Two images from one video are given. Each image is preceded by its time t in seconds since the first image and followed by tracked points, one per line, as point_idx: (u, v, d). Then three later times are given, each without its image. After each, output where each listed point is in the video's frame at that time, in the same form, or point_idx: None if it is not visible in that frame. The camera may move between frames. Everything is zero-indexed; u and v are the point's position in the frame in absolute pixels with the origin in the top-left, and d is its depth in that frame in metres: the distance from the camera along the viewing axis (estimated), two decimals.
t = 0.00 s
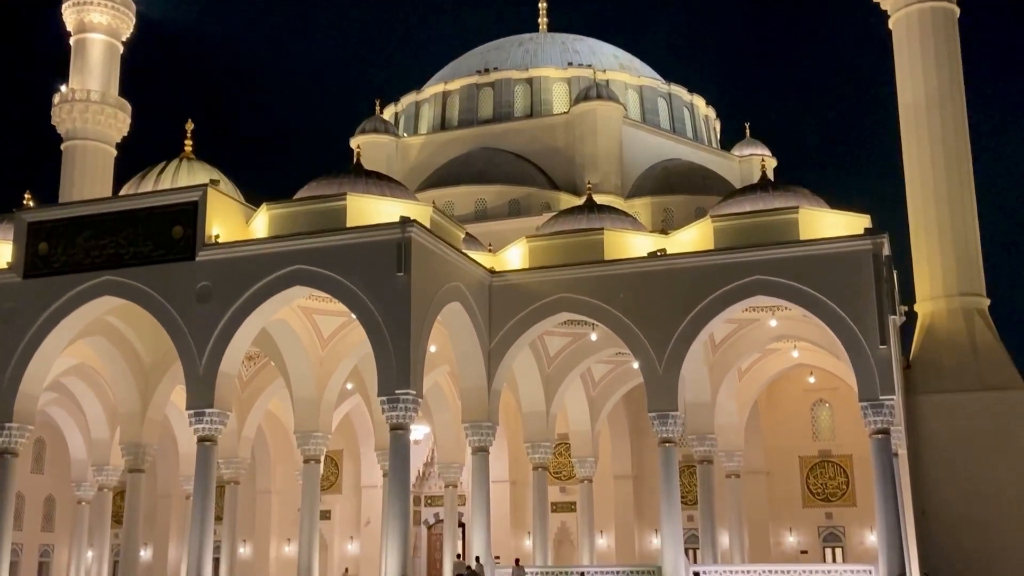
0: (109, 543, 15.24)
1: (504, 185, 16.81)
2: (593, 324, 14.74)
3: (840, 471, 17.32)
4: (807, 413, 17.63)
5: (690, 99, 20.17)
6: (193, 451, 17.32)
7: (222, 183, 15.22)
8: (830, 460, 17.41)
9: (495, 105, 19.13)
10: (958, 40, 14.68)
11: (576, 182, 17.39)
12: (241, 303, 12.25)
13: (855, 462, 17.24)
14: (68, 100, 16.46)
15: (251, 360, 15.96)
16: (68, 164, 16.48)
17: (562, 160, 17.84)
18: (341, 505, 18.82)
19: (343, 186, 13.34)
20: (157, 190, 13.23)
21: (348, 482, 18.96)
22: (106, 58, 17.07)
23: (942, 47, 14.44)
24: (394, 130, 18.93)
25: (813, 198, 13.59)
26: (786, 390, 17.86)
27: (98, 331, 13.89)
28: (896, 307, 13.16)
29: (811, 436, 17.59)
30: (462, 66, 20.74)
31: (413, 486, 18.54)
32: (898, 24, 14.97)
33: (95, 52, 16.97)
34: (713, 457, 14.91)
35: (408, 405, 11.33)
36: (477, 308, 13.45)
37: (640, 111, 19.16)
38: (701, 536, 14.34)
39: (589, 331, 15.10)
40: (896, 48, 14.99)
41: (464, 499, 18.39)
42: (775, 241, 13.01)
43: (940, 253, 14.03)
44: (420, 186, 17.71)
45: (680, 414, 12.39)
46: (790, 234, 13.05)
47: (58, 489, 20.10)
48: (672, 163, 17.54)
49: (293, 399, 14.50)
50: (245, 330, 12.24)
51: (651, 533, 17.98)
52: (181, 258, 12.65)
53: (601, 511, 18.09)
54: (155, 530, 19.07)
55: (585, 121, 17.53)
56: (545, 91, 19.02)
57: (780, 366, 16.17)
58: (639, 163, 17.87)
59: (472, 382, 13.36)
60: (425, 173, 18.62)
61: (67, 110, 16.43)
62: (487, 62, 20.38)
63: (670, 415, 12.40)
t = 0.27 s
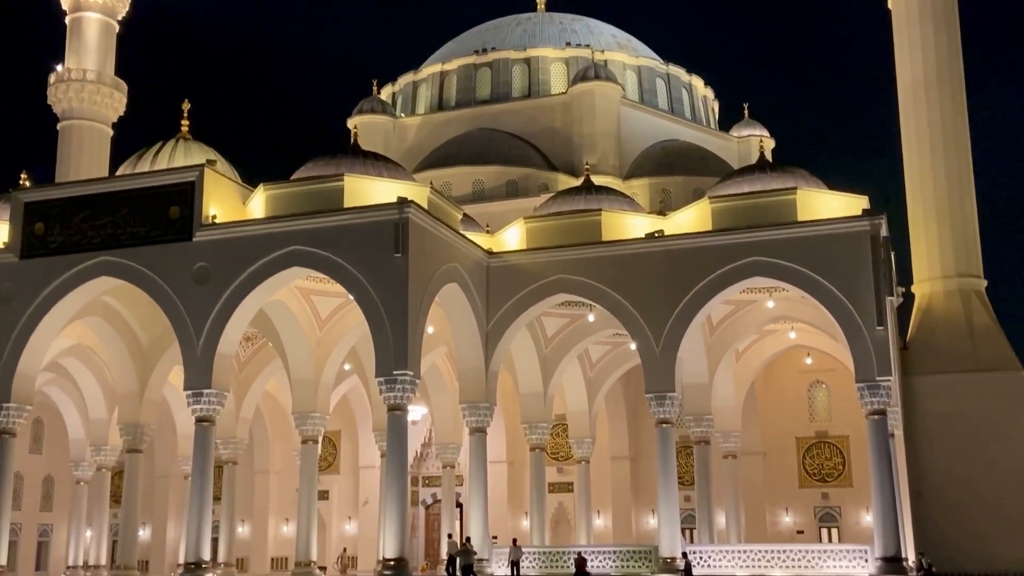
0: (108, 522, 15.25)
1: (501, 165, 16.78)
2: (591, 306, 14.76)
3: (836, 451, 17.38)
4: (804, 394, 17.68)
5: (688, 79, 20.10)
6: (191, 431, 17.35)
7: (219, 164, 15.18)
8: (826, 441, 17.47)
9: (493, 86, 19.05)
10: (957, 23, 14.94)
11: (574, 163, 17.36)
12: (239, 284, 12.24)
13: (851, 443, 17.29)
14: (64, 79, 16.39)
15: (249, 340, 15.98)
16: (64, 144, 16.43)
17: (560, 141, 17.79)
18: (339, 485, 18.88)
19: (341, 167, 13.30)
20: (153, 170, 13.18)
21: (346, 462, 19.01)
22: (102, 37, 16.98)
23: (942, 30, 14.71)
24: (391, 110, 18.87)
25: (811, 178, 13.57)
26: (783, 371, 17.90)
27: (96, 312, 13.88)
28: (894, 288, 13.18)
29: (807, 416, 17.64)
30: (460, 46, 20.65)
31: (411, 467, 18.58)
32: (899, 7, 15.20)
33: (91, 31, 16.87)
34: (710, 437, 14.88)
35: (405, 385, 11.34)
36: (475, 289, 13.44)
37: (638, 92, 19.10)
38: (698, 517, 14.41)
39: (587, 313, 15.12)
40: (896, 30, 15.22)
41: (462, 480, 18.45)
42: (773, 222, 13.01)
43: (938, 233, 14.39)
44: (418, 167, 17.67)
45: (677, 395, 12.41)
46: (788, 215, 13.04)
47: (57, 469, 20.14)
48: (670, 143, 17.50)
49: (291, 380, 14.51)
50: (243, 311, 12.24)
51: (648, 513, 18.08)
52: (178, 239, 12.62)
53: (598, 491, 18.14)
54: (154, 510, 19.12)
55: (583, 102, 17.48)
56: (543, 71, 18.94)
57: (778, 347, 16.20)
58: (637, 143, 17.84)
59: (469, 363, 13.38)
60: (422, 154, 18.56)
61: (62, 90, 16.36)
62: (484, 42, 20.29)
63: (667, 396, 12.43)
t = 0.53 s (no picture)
0: (107, 504, 15.32)
1: (500, 148, 16.73)
2: (589, 288, 14.75)
3: (834, 434, 17.43)
4: (802, 377, 17.71)
5: (687, 61, 20.04)
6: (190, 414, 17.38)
7: (216, 146, 15.14)
8: (824, 423, 17.51)
9: (491, 68, 18.97)
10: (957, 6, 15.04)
11: (572, 145, 17.32)
12: (237, 267, 12.23)
13: (849, 425, 17.33)
14: (61, 61, 16.33)
15: (248, 323, 15.99)
16: (61, 126, 16.38)
17: (559, 123, 17.74)
18: (338, 467, 18.93)
19: (339, 149, 13.26)
20: (151, 152, 13.13)
21: (345, 444, 19.05)
22: (99, 19, 16.90)
23: (943, 14, 14.81)
24: (390, 93, 18.81)
25: (811, 161, 13.54)
26: (782, 353, 17.93)
27: (94, 294, 13.88)
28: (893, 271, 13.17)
29: (806, 398, 17.67)
30: (459, 28, 20.56)
31: (410, 449, 18.61)
32: None
33: (87, 13, 16.79)
34: (708, 420, 14.79)
35: (404, 368, 11.35)
36: (474, 272, 13.43)
37: (637, 74, 19.03)
38: (696, 500, 14.46)
39: (585, 295, 15.11)
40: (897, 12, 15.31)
41: (461, 462, 18.50)
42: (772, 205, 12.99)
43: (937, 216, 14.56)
44: (416, 149, 17.63)
45: (675, 377, 12.43)
46: (787, 197, 13.03)
47: (56, 452, 20.18)
48: (669, 126, 17.46)
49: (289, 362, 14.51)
50: (241, 294, 12.23)
51: (646, 495, 18.13)
52: (176, 221, 12.60)
53: (596, 473, 18.20)
54: (153, 493, 19.17)
55: (582, 84, 17.42)
56: (541, 53, 18.86)
57: (776, 330, 16.22)
58: (636, 126, 17.79)
59: (468, 346, 13.39)
60: (421, 136, 18.52)
61: (59, 72, 16.30)
62: (483, 23, 20.20)
63: (666, 379, 12.45)
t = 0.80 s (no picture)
0: (109, 486, 15.37)
1: (500, 131, 16.70)
2: (590, 272, 14.75)
3: (833, 416, 17.46)
4: (802, 360, 17.73)
5: (688, 44, 19.98)
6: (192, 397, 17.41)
7: (217, 130, 15.11)
8: (824, 406, 17.54)
9: (492, 50, 18.91)
10: None
11: (573, 129, 17.28)
12: (237, 250, 12.23)
13: (849, 408, 17.37)
14: (60, 44, 16.29)
15: (249, 306, 16.01)
16: (61, 109, 16.36)
17: (559, 106, 17.70)
18: (339, 450, 18.98)
19: (339, 132, 13.23)
20: (151, 135, 13.10)
21: (346, 427, 19.11)
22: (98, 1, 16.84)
23: None
24: (390, 76, 18.76)
25: (812, 144, 13.51)
26: (782, 336, 17.94)
27: (96, 277, 13.89)
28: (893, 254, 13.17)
29: (805, 381, 17.69)
30: (459, 10, 20.48)
31: (410, 432, 18.65)
32: None
33: None
34: (708, 403, 14.93)
35: (405, 351, 11.37)
36: (474, 255, 13.42)
37: (638, 57, 18.97)
38: (696, 482, 14.52)
39: (586, 279, 15.10)
40: None
41: (461, 445, 18.54)
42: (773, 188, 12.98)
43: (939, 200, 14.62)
44: (416, 133, 17.60)
45: (676, 360, 12.46)
46: (788, 180, 13.01)
47: (58, 435, 20.23)
48: (670, 109, 17.42)
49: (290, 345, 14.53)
50: (242, 277, 12.24)
51: (646, 478, 18.17)
52: (176, 204, 12.59)
53: (597, 456, 18.25)
54: (155, 476, 19.23)
55: (583, 67, 17.36)
56: (542, 36, 18.80)
57: (777, 313, 16.22)
58: (637, 108, 17.76)
59: (468, 329, 13.40)
60: (421, 119, 18.48)
61: (59, 55, 16.27)
62: (483, 6, 20.12)
63: (666, 362, 12.48)
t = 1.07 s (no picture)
0: (113, 472, 15.41)
1: (502, 117, 16.67)
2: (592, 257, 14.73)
3: (836, 402, 17.48)
4: (804, 345, 17.74)
5: (691, 28, 19.90)
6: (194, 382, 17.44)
7: (218, 115, 15.09)
8: (826, 391, 17.56)
9: (494, 35, 18.84)
10: None
11: (575, 114, 17.24)
12: (239, 236, 12.22)
13: (851, 393, 17.38)
14: (60, 29, 16.25)
15: (251, 292, 16.03)
16: (62, 95, 16.32)
17: (562, 91, 17.65)
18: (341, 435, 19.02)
19: (341, 117, 13.20)
20: (152, 121, 13.07)
21: (349, 412, 19.15)
22: None
23: None
24: (391, 61, 18.71)
25: (815, 129, 13.47)
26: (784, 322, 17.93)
27: (98, 263, 13.90)
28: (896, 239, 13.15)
29: (808, 367, 17.70)
30: None
31: (413, 417, 18.68)
32: None
33: None
34: (711, 388, 14.90)
35: (407, 337, 11.39)
36: (476, 241, 13.42)
37: (640, 42, 18.89)
38: (698, 467, 14.55)
39: (588, 265, 15.09)
40: None
41: (464, 431, 18.58)
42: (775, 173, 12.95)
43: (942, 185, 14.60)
44: (418, 118, 17.57)
45: (678, 345, 12.46)
46: (791, 165, 12.98)
47: (61, 420, 20.27)
48: (673, 94, 17.37)
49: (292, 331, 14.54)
50: (244, 263, 12.24)
51: (648, 463, 18.19)
52: (178, 190, 12.58)
53: (599, 441, 18.28)
54: (158, 461, 19.28)
55: (585, 52, 17.30)
56: (544, 21, 18.72)
57: (779, 298, 16.22)
58: (639, 93, 17.71)
59: (471, 315, 13.41)
60: (423, 105, 18.43)
61: (59, 40, 16.23)
62: None
63: (668, 347, 12.48)
